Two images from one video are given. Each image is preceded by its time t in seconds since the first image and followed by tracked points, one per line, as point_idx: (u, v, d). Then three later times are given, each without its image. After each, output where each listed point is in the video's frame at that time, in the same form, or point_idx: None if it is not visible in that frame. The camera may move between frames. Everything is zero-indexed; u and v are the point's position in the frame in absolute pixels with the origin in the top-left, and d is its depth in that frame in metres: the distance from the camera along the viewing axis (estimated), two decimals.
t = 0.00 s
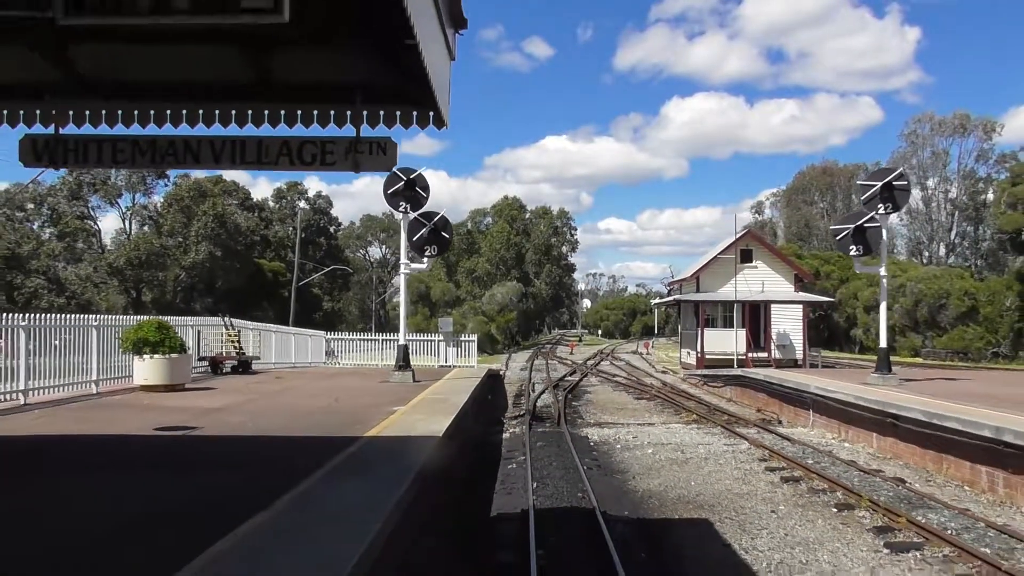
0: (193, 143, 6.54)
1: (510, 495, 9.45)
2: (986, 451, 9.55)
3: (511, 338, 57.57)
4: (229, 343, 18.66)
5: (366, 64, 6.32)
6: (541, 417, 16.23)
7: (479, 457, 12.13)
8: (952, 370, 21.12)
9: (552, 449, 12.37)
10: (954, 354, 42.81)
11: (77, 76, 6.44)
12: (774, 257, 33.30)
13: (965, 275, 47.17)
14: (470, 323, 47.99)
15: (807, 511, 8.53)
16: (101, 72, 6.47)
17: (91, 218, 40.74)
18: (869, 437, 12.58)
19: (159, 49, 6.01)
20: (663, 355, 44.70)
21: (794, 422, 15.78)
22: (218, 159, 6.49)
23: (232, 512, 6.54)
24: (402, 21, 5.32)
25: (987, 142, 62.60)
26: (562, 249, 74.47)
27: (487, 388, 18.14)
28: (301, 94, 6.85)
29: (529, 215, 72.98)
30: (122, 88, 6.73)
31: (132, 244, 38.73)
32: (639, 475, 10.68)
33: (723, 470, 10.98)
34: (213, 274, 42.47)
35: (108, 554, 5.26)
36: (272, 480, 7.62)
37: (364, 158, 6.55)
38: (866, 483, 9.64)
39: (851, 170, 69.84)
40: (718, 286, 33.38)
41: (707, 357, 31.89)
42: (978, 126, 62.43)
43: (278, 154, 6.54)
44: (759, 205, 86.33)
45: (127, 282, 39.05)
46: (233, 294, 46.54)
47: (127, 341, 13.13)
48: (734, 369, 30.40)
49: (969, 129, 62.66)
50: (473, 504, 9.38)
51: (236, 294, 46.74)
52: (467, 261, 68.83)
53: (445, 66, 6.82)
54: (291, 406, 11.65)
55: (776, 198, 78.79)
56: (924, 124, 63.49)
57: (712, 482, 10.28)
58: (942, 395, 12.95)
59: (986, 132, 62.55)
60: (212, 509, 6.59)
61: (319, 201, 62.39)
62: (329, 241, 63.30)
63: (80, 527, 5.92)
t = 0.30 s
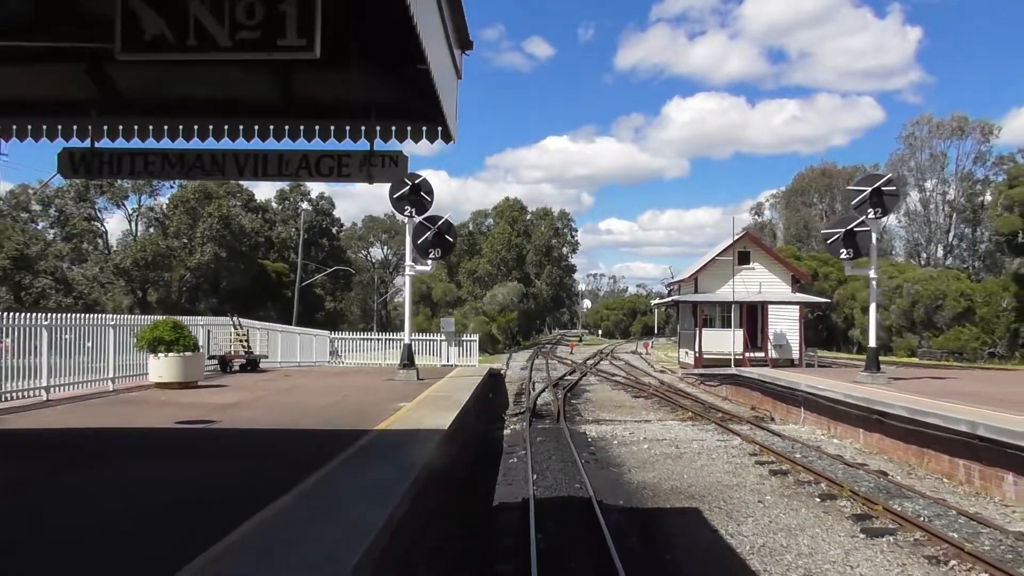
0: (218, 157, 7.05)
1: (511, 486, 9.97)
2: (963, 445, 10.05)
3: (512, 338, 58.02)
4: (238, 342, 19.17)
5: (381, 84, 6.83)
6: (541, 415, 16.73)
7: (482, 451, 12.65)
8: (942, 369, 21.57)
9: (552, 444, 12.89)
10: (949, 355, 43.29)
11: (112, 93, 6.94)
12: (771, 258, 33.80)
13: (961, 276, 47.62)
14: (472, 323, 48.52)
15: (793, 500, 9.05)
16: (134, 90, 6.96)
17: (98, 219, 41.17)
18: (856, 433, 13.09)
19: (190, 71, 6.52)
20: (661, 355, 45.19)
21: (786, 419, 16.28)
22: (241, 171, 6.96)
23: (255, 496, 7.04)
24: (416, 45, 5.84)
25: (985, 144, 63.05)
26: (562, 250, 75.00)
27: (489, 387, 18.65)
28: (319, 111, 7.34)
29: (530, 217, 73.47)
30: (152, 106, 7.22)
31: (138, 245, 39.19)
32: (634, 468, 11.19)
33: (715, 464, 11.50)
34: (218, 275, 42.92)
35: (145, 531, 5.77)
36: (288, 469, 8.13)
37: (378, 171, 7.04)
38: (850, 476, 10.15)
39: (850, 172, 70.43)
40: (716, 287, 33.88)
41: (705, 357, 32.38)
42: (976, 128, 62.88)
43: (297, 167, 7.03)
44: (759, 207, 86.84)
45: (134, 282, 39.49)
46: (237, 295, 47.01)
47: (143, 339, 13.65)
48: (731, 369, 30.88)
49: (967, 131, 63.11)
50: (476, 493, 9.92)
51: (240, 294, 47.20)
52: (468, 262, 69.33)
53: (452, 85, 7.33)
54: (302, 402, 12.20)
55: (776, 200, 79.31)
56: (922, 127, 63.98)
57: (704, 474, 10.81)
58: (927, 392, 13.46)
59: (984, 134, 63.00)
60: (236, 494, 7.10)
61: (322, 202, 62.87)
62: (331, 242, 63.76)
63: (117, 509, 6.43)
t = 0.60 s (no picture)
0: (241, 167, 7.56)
1: (512, 477, 10.51)
2: (942, 439, 10.56)
3: (512, 338, 58.50)
4: (245, 341, 19.69)
5: (390, 104, 7.31)
6: (541, 412, 17.24)
7: (484, 445, 13.20)
8: (932, 368, 22.07)
9: (551, 439, 13.44)
10: (945, 354, 43.80)
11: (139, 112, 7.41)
12: (767, 259, 34.31)
13: (956, 277, 48.12)
14: (472, 323, 49.02)
15: (777, 491, 9.60)
16: (159, 109, 7.40)
17: (103, 220, 41.62)
18: (843, 428, 13.64)
19: (214, 94, 7.02)
20: (660, 354, 45.72)
21: (778, 416, 16.81)
22: (262, 181, 7.48)
23: (267, 489, 7.49)
24: (424, 72, 6.34)
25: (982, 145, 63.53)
26: (562, 250, 75.51)
27: (490, 385, 19.18)
28: (332, 127, 7.83)
29: (530, 217, 73.98)
30: (177, 123, 7.70)
31: (144, 245, 39.68)
32: (629, 461, 11.70)
33: (706, 457, 12.06)
34: (222, 274, 43.36)
35: (165, 525, 6.18)
36: (302, 461, 8.65)
37: (388, 181, 7.57)
38: (833, 468, 10.70)
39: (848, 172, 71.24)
40: (713, 288, 34.42)
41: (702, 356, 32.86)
42: (973, 129, 63.35)
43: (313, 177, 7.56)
44: (757, 207, 87.35)
45: (139, 282, 39.96)
46: (240, 294, 47.50)
47: (158, 339, 14.20)
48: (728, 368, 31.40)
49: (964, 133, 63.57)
50: (478, 483, 10.46)
51: (243, 293, 47.68)
52: (469, 262, 69.81)
53: (457, 103, 7.86)
54: (311, 398, 12.76)
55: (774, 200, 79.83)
56: (919, 128, 64.45)
57: (695, 467, 11.36)
58: (912, 390, 13.97)
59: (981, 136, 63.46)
60: (255, 487, 7.58)
61: (324, 202, 63.35)
62: (333, 242, 64.24)
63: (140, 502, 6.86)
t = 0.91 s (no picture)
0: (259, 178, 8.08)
1: (512, 470, 11.06)
2: (922, 434, 11.07)
3: (512, 338, 59.04)
4: (253, 341, 20.24)
5: (399, 121, 7.83)
6: (541, 409, 17.78)
7: (486, 441, 13.76)
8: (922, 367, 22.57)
9: (550, 435, 13.99)
10: (940, 353, 44.31)
11: (166, 124, 7.98)
12: (763, 260, 34.85)
13: (952, 277, 48.63)
14: (473, 323, 49.54)
15: (763, 481, 10.15)
16: (185, 121, 8.00)
17: (109, 221, 42.13)
18: (831, 424, 14.19)
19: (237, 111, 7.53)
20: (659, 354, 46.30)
21: (771, 413, 17.36)
22: (280, 191, 8.00)
23: (268, 492, 7.56)
24: (431, 94, 6.83)
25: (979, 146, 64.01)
26: (562, 251, 76.10)
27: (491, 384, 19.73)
28: (342, 141, 8.30)
29: (531, 218, 74.58)
30: (198, 136, 8.23)
31: (149, 246, 40.22)
32: (625, 455, 12.25)
33: (698, 451, 12.62)
34: (225, 275, 43.86)
35: (167, 525, 6.24)
36: (314, 454, 9.16)
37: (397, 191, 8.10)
38: (818, 460, 11.26)
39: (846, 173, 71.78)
40: (711, 288, 35.01)
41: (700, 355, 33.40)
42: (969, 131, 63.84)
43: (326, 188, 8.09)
44: (756, 207, 87.91)
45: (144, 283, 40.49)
46: (244, 295, 48.03)
47: (171, 338, 14.76)
48: (725, 367, 31.94)
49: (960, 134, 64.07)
50: (480, 475, 10.99)
51: (246, 294, 48.22)
52: (469, 263, 70.35)
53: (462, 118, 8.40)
54: (320, 395, 13.31)
55: (772, 201, 80.46)
56: (916, 130, 64.93)
57: (687, 460, 11.92)
58: (898, 388, 14.50)
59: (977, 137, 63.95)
60: (268, 479, 8.07)
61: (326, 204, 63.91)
62: (334, 243, 64.78)
63: (142, 502, 6.94)
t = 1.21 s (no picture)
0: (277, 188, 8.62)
1: (514, 463, 11.59)
2: (904, 428, 11.58)
3: (513, 337, 59.60)
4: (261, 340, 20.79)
5: (409, 136, 8.36)
6: (541, 406, 18.30)
7: (488, 436, 14.31)
8: (914, 365, 23.03)
9: (549, 431, 14.55)
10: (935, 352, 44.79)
11: (189, 138, 8.49)
12: (761, 261, 35.39)
13: (948, 277, 49.12)
14: (473, 322, 50.02)
15: (751, 473, 10.75)
16: (205, 135, 8.53)
17: (115, 222, 42.71)
18: (820, 421, 14.73)
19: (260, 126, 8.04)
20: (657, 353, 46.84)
21: (764, 410, 17.90)
22: (296, 200, 8.49)
23: (270, 486, 7.43)
24: (436, 112, 7.33)
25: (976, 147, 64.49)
26: (562, 251, 76.73)
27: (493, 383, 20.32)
28: (353, 155, 8.79)
29: (531, 219, 75.22)
30: (219, 148, 8.69)
31: (155, 247, 40.80)
32: (622, 450, 12.80)
33: (692, 446, 13.18)
34: (229, 276, 44.44)
35: (170, 512, 6.09)
36: (327, 444, 9.70)
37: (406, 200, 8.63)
38: (805, 454, 11.81)
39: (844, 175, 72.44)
40: (709, 288, 35.59)
41: (698, 355, 33.90)
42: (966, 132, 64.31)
43: (340, 196, 8.60)
44: (755, 208, 88.46)
45: (150, 283, 41.03)
46: (248, 295, 48.61)
47: (185, 338, 15.32)
48: (722, 366, 32.47)
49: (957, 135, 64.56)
50: (484, 467, 11.51)
51: (250, 294, 48.79)
52: (470, 263, 70.92)
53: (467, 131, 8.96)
54: (329, 392, 13.88)
55: (771, 202, 81.03)
56: (914, 131, 65.43)
57: (680, 454, 12.49)
58: (885, 385, 15.03)
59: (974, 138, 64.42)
60: (288, 463, 8.63)
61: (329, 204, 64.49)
62: (336, 243, 65.36)
63: (142, 489, 6.79)
